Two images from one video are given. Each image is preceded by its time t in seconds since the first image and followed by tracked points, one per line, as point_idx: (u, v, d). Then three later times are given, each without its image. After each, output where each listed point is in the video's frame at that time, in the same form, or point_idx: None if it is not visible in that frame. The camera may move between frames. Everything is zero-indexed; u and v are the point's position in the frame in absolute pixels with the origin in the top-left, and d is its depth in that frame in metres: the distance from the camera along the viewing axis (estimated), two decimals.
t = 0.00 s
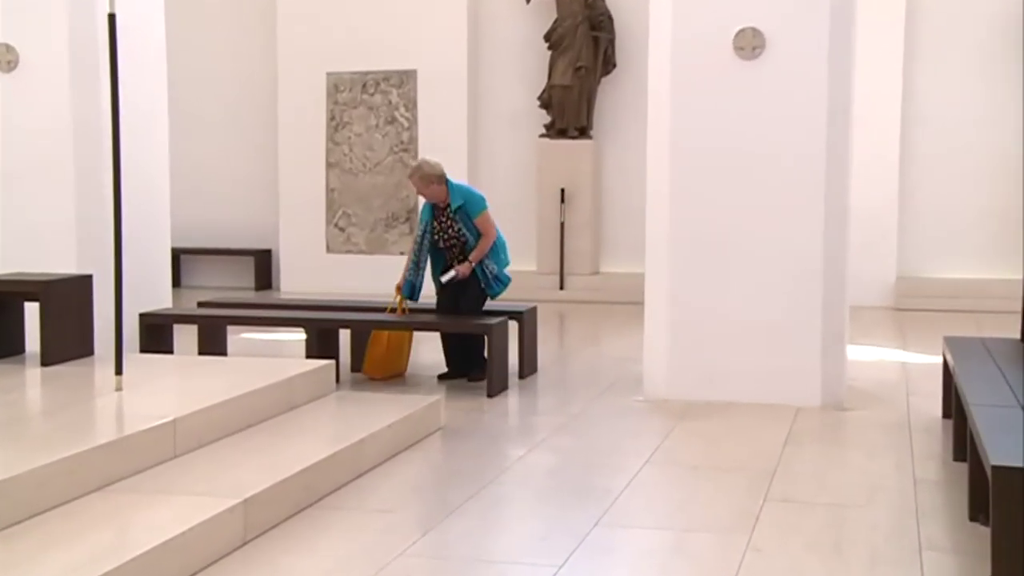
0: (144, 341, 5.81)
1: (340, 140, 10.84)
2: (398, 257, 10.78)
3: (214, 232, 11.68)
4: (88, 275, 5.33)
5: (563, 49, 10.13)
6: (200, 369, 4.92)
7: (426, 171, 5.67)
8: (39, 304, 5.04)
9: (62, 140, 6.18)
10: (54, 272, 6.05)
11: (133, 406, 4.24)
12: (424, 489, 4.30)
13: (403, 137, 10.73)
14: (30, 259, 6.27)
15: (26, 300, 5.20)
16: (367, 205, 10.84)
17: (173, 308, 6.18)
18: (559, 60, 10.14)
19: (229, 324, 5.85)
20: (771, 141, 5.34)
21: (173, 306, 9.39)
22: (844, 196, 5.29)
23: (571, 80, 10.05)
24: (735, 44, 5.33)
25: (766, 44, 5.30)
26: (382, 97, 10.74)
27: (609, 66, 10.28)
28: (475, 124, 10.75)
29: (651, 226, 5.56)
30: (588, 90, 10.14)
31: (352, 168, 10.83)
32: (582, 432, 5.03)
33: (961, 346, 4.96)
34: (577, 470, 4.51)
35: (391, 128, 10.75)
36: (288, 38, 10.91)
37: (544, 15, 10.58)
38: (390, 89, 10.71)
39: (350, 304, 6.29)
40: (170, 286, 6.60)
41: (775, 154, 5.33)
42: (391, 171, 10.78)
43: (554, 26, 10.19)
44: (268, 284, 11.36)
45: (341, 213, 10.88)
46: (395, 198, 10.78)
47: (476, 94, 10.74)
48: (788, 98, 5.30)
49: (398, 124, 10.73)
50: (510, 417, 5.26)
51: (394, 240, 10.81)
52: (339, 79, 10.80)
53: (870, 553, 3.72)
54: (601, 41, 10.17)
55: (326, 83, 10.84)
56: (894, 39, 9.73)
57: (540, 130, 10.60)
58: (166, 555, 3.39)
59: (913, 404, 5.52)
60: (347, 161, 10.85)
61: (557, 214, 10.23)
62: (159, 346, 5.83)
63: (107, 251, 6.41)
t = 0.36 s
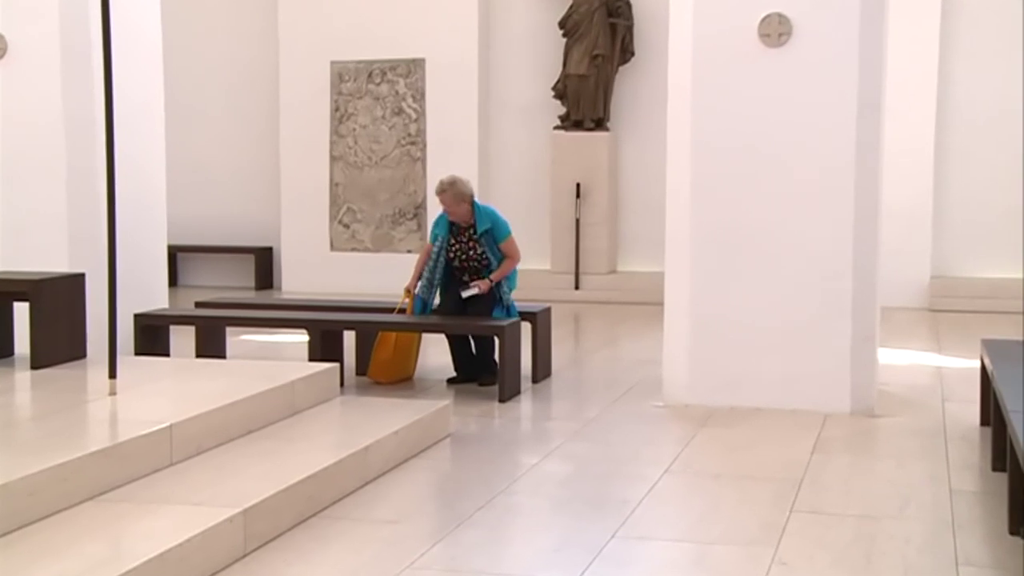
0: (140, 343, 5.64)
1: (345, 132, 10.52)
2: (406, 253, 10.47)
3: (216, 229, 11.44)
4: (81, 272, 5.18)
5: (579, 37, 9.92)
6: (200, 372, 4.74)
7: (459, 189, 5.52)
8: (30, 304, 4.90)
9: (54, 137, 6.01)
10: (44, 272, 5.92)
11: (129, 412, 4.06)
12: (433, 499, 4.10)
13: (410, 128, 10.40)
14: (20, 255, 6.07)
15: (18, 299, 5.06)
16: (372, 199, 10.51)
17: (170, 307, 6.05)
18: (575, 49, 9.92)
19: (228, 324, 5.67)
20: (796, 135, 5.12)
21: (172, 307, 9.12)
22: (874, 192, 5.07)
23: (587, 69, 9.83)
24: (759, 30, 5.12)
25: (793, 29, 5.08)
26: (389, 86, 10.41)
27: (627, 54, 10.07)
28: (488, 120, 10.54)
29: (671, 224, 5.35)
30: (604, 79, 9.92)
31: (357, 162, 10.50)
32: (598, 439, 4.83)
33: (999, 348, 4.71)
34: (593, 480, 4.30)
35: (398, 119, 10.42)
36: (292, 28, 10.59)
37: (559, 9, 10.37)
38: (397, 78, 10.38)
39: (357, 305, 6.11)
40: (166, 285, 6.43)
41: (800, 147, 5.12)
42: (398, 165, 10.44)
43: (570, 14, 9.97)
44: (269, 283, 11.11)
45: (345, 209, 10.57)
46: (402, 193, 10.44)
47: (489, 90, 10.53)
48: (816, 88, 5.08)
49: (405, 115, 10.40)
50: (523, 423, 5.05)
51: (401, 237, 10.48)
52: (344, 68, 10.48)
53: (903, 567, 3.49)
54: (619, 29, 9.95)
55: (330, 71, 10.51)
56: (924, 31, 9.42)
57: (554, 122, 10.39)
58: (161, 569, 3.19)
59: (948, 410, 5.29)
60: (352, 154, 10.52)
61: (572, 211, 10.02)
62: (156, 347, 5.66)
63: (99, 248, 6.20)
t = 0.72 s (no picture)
0: (133, 345, 5.48)
1: (350, 124, 10.32)
2: (413, 250, 10.25)
3: (213, 227, 11.11)
4: (73, 270, 4.98)
5: (595, 24, 9.72)
6: (198, 376, 4.56)
7: (487, 184, 5.37)
8: (18, 304, 4.74)
9: (44, 127, 5.66)
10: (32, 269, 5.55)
11: (123, 417, 3.88)
12: (442, 509, 3.90)
13: (418, 120, 10.17)
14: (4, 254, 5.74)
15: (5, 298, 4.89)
16: (379, 195, 10.31)
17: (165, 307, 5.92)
18: (592, 37, 9.72)
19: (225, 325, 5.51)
20: (824, 128, 4.91)
21: (167, 306, 9.00)
22: (908, 187, 4.86)
23: (603, 59, 9.63)
24: (786, 15, 4.91)
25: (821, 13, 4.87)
26: (396, 75, 10.18)
27: (647, 41, 9.86)
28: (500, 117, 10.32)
29: (691, 222, 5.13)
30: (621, 68, 9.71)
31: (362, 155, 10.30)
32: (615, 447, 4.63)
33: None
34: (609, 489, 4.10)
35: (405, 110, 10.19)
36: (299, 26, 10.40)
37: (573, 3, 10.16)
38: (403, 67, 10.16)
39: (363, 305, 5.93)
40: (161, 285, 6.24)
41: (827, 141, 4.91)
42: (405, 158, 10.22)
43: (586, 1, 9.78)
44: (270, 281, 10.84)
45: (351, 205, 10.37)
46: (408, 188, 10.22)
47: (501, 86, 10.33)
48: (844, 78, 4.87)
49: (412, 106, 10.17)
50: (537, 430, 4.85)
51: (408, 233, 10.26)
52: (348, 57, 10.27)
53: None
54: (637, 15, 9.75)
55: (334, 60, 10.31)
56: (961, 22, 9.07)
57: (569, 113, 10.17)
58: None
59: (984, 417, 5.06)
60: (357, 147, 10.31)
61: (588, 207, 9.83)
62: (150, 350, 5.50)
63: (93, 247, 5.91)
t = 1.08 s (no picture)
0: (126, 347, 5.33)
1: (353, 116, 10.12)
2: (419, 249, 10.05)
3: (214, 225, 10.94)
4: (63, 270, 4.85)
5: (611, 11, 9.55)
6: (195, 381, 4.40)
7: (500, 172, 5.21)
8: (7, 306, 4.59)
9: (32, 118, 5.46)
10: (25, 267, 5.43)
11: (115, 424, 3.72)
12: (451, 520, 3.73)
13: (424, 112, 9.96)
14: None
15: None
16: (382, 189, 10.08)
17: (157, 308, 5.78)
18: (608, 25, 9.55)
19: (221, 327, 5.35)
20: (851, 121, 4.72)
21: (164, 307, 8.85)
22: (940, 181, 4.66)
23: (620, 48, 9.46)
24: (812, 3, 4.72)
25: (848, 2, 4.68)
26: (402, 64, 9.99)
27: (666, 29, 9.66)
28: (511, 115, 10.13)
29: (711, 220, 4.94)
30: (639, 57, 9.53)
31: (366, 148, 10.09)
32: (631, 455, 4.44)
33: None
34: (625, 499, 3.91)
35: (412, 102, 9.99)
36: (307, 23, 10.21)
37: None
38: (410, 57, 9.97)
39: (367, 307, 5.76)
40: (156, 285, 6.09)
41: (853, 137, 4.72)
42: (412, 151, 10.01)
43: None
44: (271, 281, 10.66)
45: (352, 200, 10.17)
46: (415, 183, 10.01)
47: (513, 83, 10.15)
48: (872, 69, 4.68)
49: (419, 97, 9.97)
50: (550, 437, 4.67)
51: (414, 230, 10.05)
52: (352, 46, 10.07)
53: None
54: (655, 3, 9.54)
55: (337, 48, 10.11)
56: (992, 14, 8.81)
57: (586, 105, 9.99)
58: None
59: (1020, 425, 4.85)
60: (361, 140, 10.11)
61: (603, 204, 9.63)
62: (144, 353, 5.35)
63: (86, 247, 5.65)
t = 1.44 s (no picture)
0: (121, 352, 5.18)
1: (357, 107, 9.94)
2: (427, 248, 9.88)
3: (217, 225, 10.80)
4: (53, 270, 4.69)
5: None
6: (191, 385, 4.24)
7: (501, 168, 5.02)
8: None
9: (22, 108, 5.29)
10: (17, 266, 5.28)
11: (109, 431, 3.56)
12: (462, 531, 3.55)
13: (431, 104, 9.79)
14: None
15: None
16: (389, 185, 9.91)
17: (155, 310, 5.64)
18: (626, 13, 9.35)
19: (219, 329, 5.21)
20: (881, 116, 4.54)
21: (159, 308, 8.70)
22: (976, 177, 4.47)
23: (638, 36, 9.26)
24: None
25: None
26: (407, 53, 9.81)
27: (686, 16, 9.46)
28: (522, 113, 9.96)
29: (732, 219, 4.76)
30: (658, 45, 9.33)
31: (371, 142, 9.92)
32: (649, 463, 4.26)
33: None
34: (644, 510, 3.74)
35: (418, 94, 9.81)
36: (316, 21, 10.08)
37: None
38: (417, 45, 9.78)
39: (371, 309, 5.60)
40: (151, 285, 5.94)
41: (882, 132, 4.54)
42: (419, 144, 9.84)
43: None
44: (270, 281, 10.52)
45: (355, 196, 10.00)
46: (422, 178, 9.84)
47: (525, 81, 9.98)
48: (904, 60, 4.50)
49: (426, 88, 9.79)
50: (564, 445, 4.50)
51: (422, 227, 9.90)
52: (356, 33, 9.89)
53: None
54: None
55: (340, 36, 9.92)
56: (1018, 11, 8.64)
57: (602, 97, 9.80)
58: None
59: None
60: (366, 134, 9.93)
61: (620, 202, 9.45)
62: (139, 356, 5.21)
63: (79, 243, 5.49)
